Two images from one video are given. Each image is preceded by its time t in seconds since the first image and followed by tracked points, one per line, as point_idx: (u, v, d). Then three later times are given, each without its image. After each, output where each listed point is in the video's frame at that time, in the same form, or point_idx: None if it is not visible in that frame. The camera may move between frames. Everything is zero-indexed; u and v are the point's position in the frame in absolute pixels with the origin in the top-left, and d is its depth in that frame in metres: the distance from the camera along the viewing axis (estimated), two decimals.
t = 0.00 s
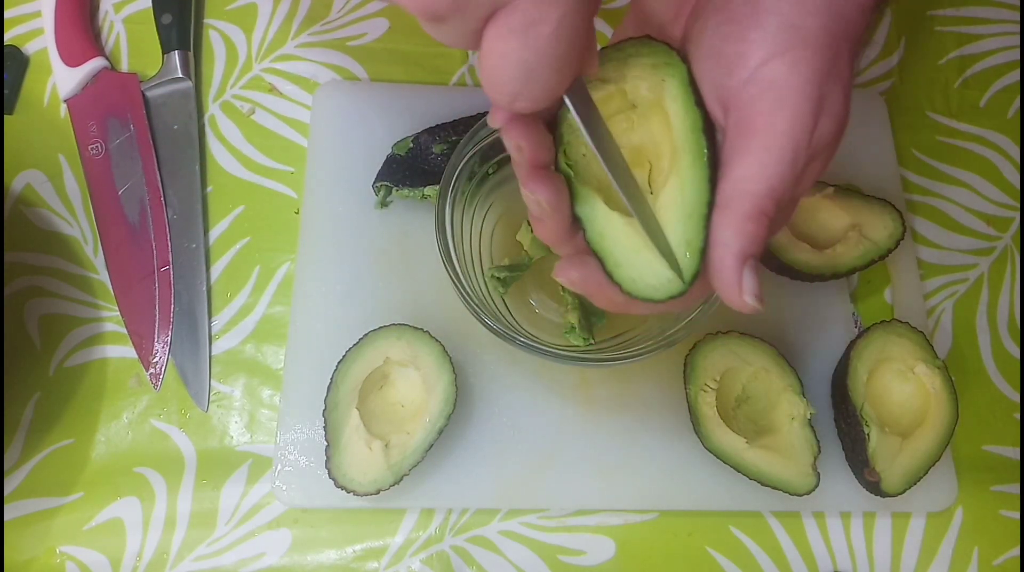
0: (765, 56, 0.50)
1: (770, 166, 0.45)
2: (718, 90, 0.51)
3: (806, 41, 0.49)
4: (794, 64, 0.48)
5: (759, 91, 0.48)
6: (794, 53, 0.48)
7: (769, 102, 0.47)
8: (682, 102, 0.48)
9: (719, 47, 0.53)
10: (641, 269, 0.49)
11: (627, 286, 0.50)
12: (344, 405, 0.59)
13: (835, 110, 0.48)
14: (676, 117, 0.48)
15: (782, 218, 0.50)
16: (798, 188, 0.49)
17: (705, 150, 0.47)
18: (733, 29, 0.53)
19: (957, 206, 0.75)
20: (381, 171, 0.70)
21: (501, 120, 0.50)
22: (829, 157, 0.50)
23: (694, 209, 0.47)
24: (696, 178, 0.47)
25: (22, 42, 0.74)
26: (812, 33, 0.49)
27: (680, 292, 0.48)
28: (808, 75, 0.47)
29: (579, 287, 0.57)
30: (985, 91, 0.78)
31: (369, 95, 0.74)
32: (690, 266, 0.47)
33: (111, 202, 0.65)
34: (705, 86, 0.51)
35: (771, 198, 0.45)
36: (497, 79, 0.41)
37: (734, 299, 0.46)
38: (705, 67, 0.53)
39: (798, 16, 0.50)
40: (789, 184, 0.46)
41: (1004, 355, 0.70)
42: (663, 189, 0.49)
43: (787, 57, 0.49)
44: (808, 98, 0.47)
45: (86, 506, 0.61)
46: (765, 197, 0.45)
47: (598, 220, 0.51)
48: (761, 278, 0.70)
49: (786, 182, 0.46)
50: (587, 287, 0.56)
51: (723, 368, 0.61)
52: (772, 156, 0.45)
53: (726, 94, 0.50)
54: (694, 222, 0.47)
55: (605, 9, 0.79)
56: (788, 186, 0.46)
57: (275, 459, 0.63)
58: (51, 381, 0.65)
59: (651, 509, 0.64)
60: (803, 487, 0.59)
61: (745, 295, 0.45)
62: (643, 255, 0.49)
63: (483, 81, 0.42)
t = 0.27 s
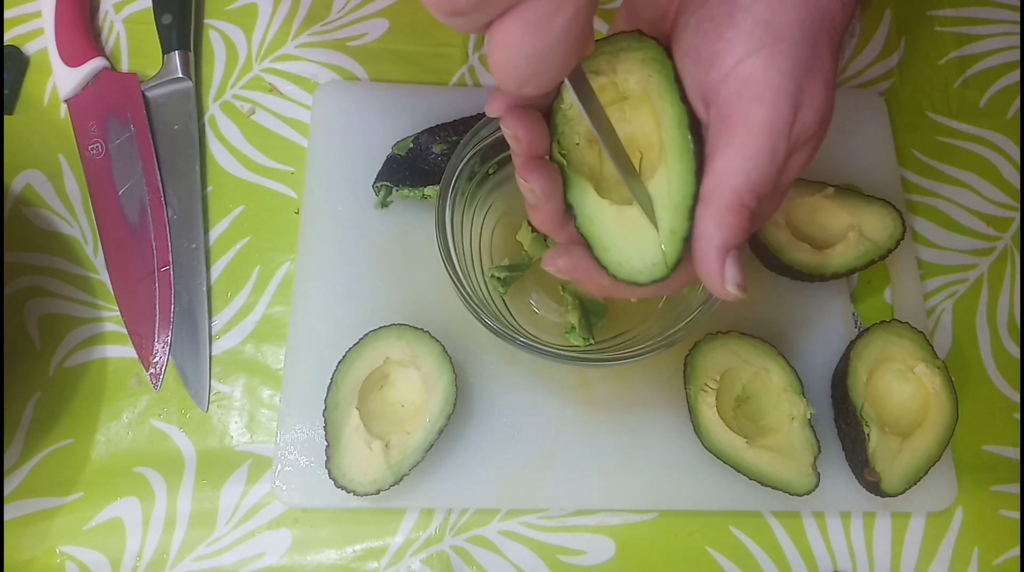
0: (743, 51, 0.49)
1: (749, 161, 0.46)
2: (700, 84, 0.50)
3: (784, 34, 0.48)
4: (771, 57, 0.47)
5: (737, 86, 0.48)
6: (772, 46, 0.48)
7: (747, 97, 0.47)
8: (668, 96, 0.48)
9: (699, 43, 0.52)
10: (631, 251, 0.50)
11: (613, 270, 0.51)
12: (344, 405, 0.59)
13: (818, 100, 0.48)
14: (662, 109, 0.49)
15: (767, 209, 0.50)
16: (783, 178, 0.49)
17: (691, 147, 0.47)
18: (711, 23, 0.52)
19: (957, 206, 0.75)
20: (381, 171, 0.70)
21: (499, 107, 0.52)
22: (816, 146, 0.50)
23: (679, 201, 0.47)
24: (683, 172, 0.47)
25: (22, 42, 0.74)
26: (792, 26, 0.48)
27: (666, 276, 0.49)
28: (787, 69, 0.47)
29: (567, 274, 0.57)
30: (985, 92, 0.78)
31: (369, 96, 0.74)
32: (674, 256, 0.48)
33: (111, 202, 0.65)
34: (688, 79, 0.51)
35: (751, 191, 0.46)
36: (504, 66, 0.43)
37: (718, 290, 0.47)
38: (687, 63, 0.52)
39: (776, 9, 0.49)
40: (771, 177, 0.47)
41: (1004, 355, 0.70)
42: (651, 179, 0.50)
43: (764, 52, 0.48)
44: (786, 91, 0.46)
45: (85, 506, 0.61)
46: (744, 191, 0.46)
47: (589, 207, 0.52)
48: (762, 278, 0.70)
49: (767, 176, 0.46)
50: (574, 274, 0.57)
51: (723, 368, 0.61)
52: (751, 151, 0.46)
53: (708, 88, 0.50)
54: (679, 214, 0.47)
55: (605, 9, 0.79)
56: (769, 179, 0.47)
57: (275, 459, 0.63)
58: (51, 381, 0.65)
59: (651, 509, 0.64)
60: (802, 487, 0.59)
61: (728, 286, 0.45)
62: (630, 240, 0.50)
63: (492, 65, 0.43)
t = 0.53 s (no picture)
0: (746, 42, 0.47)
1: (751, 157, 0.45)
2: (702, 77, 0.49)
3: (786, 24, 0.46)
4: (773, 49, 0.46)
5: (739, 80, 0.46)
6: (775, 38, 0.46)
7: (750, 91, 0.46)
8: (670, 90, 0.48)
9: (699, 37, 0.50)
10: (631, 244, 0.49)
11: (615, 263, 0.50)
12: (344, 405, 0.59)
13: (822, 94, 0.46)
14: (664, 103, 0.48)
15: (770, 204, 0.50)
16: (788, 173, 0.48)
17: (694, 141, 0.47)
18: (711, 17, 0.49)
19: (957, 206, 0.75)
20: (381, 171, 0.70)
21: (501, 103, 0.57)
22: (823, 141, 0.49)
23: (681, 196, 0.47)
24: (685, 166, 0.46)
25: (22, 42, 0.74)
26: (796, 20, 0.46)
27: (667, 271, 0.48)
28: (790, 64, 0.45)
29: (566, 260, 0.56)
30: (985, 92, 0.78)
31: (369, 96, 0.74)
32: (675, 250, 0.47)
33: (111, 203, 0.65)
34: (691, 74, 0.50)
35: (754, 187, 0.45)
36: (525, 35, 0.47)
37: (718, 284, 0.46)
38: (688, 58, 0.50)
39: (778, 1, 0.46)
40: (773, 173, 0.46)
41: (1004, 355, 0.70)
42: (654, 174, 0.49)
43: (768, 45, 0.46)
44: (789, 86, 0.45)
45: (85, 506, 0.61)
46: (747, 187, 0.45)
47: (590, 197, 0.51)
48: (762, 278, 0.70)
49: (769, 172, 0.45)
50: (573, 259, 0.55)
51: (723, 368, 0.61)
52: (752, 147, 0.45)
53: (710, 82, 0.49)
54: (680, 208, 0.47)
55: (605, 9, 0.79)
56: (772, 175, 0.46)
57: (275, 459, 0.63)
58: (51, 381, 0.65)
59: (651, 509, 0.64)
60: (802, 486, 0.59)
61: (727, 281, 0.45)
62: (630, 233, 0.49)
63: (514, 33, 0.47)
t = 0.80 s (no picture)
0: (781, 60, 0.48)
1: (798, 176, 0.44)
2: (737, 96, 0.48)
3: (821, 48, 0.47)
4: (812, 69, 0.46)
5: (779, 97, 0.46)
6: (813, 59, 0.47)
7: (793, 111, 0.45)
8: (707, 109, 0.46)
9: (730, 57, 0.50)
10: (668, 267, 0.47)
11: (644, 286, 0.49)
12: (344, 405, 0.59)
13: (863, 116, 0.47)
14: (701, 122, 0.46)
15: (816, 231, 0.49)
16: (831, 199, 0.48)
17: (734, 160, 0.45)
18: (742, 37, 0.50)
19: (957, 206, 0.75)
20: (381, 171, 0.70)
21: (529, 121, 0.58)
22: (862, 165, 0.49)
23: (721, 219, 0.45)
24: (725, 187, 0.45)
25: (22, 42, 0.74)
26: (827, 39, 0.48)
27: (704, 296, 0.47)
28: (826, 80, 0.46)
29: (595, 283, 0.57)
30: (985, 92, 0.78)
31: (369, 96, 0.74)
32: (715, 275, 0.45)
33: (111, 202, 0.65)
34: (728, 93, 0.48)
35: (801, 208, 0.44)
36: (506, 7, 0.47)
37: (746, 315, 0.46)
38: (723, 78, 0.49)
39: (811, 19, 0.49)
40: (820, 194, 0.45)
41: (1004, 355, 0.70)
42: (691, 196, 0.48)
43: (803, 61, 0.47)
44: (831, 106, 0.45)
45: (85, 506, 0.61)
46: (794, 208, 0.44)
47: (623, 218, 0.50)
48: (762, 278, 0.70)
49: (817, 193, 0.45)
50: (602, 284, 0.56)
51: (723, 368, 0.61)
52: (800, 166, 0.44)
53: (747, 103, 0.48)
54: (720, 232, 0.45)
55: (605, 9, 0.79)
56: (819, 197, 0.45)
57: (275, 458, 0.63)
58: (51, 381, 0.65)
59: (651, 509, 0.64)
60: (802, 486, 0.59)
61: (756, 314, 0.45)
62: (664, 256, 0.48)
63: None
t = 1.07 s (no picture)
0: (800, 68, 0.47)
1: (822, 184, 0.43)
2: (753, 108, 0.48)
3: (839, 53, 0.47)
4: (832, 75, 0.46)
5: (797, 107, 0.46)
6: (832, 64, 0.46)
7: (812, 117, 0.45)
8: (716, 120, 0.47)
9: (747, 66, 0.50)
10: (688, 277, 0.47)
11: (658, 297, 0.49)
12: (344, 405, 0.59)
13: (878, 121, 0.47)
14: (710, 132, 0.48)
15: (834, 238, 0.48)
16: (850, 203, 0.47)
17: (746, 169, 0.46)
18: (760, 46, 0.50)
19: (957, 206, 0.75)
20: (381, 171, 0.70)
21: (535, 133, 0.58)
22: (877, 169, 0.49)
23: (734, 228, 0.45)
24: (737, 196, 0.45)
25: (22, 42, 0.74)
26: (845, 45, 0.47)
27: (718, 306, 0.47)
28: (849, 89, 0.45)
29: (609, 292, 0.55)
30: (985, 92, 0.78)
31: (369, 95, 0.74)
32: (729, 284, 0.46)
33: (110, 202, 0.65)
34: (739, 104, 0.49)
35: (825, 217, 0.43)
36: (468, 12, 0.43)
37: (791, 325, 0.43)
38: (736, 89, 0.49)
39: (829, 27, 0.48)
40: (840, 203, 0.44)
41: (1004, 355, 0.70)
42: (701, 206, 0.49)
43: (823, 69, 0.46)
44: (851, 111, 0.45)
45: (85, 506, 0.61)
46: (818, 217, 0.43)
47: (635, 229, 0.50)
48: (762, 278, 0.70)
49: (837, 202, 0.44)
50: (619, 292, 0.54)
51: (723, 368, 0.61)
52: (822, 174, 0.43)
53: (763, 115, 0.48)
54: (734, 240, 0.45)
55: (606, 9, 0.80)
56: (839, 206, 0.44)
57: (275, 458, 0.63)
58: (51, 381, 0.65)
59: (651, 509, 0.64)
60: (803, 487, 0.59)
61: (803, 320, 0.42)
62: (677, 266, 0.48)
63: None
